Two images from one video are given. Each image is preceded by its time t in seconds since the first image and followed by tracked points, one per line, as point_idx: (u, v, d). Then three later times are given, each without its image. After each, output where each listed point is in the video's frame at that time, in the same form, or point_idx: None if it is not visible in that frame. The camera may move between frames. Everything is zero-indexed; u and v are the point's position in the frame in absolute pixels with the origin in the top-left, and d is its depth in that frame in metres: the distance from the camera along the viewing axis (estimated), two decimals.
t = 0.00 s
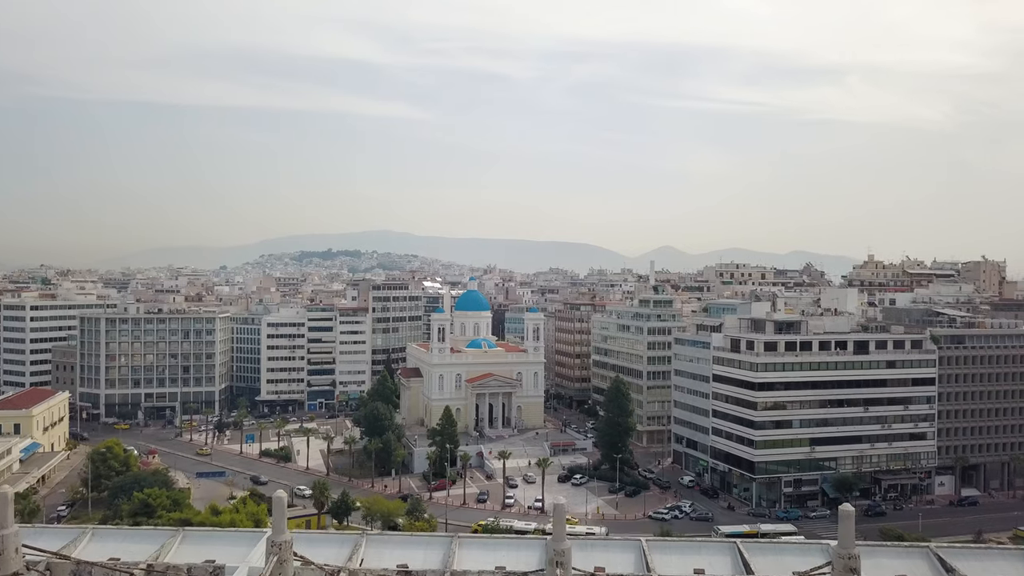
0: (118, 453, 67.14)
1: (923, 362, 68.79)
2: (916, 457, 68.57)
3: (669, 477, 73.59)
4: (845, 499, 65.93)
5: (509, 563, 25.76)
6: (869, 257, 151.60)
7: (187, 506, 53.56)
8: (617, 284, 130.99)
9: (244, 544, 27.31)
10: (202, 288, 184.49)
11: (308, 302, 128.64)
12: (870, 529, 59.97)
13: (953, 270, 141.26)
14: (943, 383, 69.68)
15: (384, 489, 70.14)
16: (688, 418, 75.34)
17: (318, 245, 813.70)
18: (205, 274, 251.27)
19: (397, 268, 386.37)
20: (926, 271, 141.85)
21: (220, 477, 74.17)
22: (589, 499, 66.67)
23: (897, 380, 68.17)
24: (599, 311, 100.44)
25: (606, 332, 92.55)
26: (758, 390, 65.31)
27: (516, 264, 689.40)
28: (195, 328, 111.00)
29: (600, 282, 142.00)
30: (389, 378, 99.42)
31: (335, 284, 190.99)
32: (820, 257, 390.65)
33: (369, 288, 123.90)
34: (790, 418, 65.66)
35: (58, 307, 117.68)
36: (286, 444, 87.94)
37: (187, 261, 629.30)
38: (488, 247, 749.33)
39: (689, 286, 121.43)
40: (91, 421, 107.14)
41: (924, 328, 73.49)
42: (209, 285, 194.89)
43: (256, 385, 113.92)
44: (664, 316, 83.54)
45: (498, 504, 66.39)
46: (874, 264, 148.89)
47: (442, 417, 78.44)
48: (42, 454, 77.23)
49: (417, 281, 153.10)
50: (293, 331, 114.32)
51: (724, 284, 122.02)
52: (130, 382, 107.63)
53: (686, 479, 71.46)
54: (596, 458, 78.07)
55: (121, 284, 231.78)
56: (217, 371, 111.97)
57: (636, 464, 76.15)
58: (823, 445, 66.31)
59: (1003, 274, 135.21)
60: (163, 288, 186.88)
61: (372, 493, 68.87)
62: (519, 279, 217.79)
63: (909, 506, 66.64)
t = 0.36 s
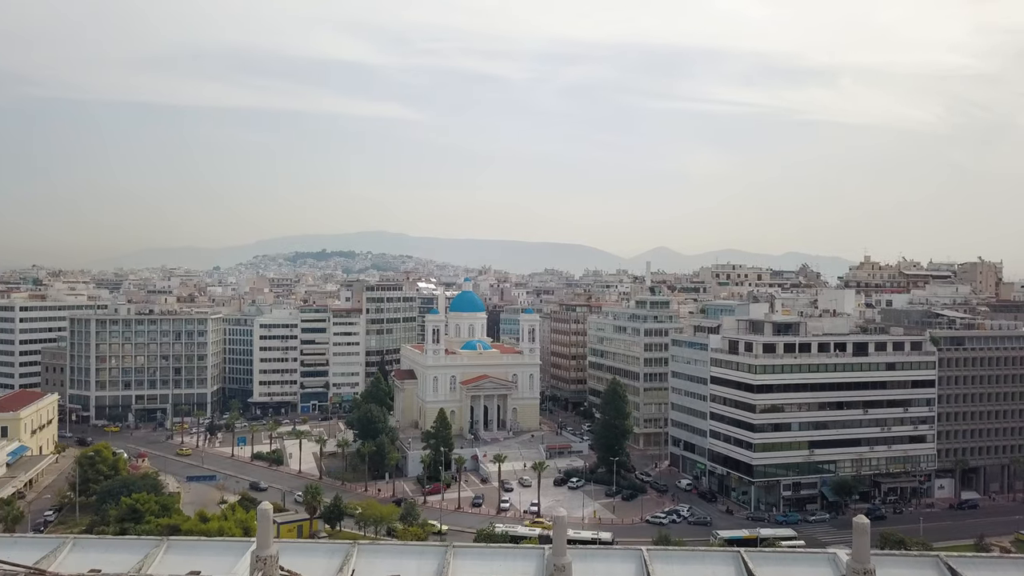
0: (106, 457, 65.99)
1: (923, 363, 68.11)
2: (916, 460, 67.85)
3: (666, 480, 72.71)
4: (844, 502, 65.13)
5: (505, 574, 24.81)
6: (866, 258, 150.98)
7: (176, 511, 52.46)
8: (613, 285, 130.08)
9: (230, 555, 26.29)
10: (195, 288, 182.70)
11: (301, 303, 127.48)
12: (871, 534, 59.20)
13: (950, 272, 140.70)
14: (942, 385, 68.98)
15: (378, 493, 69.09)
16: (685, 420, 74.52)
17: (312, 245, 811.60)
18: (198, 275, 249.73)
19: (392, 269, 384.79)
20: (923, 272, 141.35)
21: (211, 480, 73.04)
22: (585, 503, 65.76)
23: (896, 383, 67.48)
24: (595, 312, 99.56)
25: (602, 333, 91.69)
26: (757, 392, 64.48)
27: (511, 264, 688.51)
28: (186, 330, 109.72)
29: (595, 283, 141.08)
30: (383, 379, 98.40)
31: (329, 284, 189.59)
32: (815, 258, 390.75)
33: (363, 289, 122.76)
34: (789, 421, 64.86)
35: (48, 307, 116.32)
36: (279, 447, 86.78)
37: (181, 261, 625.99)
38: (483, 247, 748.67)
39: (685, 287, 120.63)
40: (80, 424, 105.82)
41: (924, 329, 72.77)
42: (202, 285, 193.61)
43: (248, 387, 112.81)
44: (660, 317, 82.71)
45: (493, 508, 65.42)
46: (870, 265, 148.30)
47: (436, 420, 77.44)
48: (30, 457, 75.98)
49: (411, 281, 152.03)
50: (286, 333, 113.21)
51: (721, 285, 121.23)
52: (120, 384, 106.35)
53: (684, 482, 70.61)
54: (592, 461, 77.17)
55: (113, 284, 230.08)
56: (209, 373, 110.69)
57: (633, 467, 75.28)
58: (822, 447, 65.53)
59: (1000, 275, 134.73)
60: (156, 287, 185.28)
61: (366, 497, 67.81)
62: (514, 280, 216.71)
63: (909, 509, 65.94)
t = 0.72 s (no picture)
0: (96, 461, 64.95)
1: (923, 365, 67.47)
2: (917, 462, 67.13)
3: (664, 483, 71.89)
4: (845, 506, 64.36)
5: None
6: (863, 258, 150.44)
7: (166, 516, 51.44)
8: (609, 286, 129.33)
9: (218, 566, 25.07)
10: (190, 288, 183.05)
11: (295, 304, 126.53)
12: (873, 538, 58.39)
13: (947, 272, 140.26)
14: (943, 387, 68.31)
15: (372, 496, 68.13)
16: (683, 422, 73.72)
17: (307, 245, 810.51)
18: (193, 275, 248.42)
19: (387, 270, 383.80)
20: (919, 273, 140.86)
21: (203, 484, 72.02)
22: (583, 506, 64.92)
23: (896, 385, 66.80)
24: (592, 313, 98.75)
25: (599, 334, 90.92)
26: (756, 394, 63.70)
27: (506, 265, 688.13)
28: (179, 331, 108.61)
29: (592, 284, 140.30)
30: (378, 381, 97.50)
31: (323, 285, 189.54)
32: (811, 259, 390.17)
33: (357, 289, 121.80)
34: (789, 423, 64.10)
35: (39, 308, 115.12)
36: (272, 450, 85.76)
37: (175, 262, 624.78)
38: (478, 248, 747.80)
39: (682, 288, 119.96)
40: (71, 426, 104.67)
41: (924, 330, 72.08)
42: (197, 286, 192.59)
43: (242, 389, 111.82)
44: (658, 318, 81.94)
45: (489, 511, 64.51)
46: (867, 265, 147.76)
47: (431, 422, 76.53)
48: (19, 460, 74.86)
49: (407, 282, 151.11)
50: (280, 334, 112.21)
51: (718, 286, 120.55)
52: (112, 386, 105.22)
53: (682, 485, 69.77)
54: (590, 463, 76.32)
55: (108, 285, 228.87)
56: (202, 375, 109.61)
57: (630, 470, 74.45)
58: (822, 450, 64.78)
59: (998, 276, 134.19)
60: (150, 288, 185.13)
61: (360, 501, 66.84)
62: (510, 281, 215.92)
63: (910, 513, 65.20)
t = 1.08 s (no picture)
0: (87, 464, 63.91)
1: (925, 367, 66.77)
2: (919, 465, 66.40)
3: (663, 486, 71.05)
4: (846, 509, 63.60)
5: None
6: (861, 259, 149.84)
7: (157, 521, 50.46)
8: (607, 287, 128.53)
9: None
10: (185, 288, 182.27)
11: (291, 305, 125.60)
12: (876, 542, 57.65)
13: (946, 273, 139.71)
14: (945, 389, 67.57)
15: (368, 500, 67.20)
16: (683, 424, 72.89)
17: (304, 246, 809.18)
18: (188, 275, 247.23)
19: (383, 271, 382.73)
20: (918, 273, 140.31)
21: (196, 487, 71.04)
22: (582, 510, 64.09)
23: (898, 387, 66.09)
24: (590, 314, 97.87)
25: (598, 335, 90.10)
26: (757, 396, 62.90)
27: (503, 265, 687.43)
28: (174, 331, 107.57)
29: (590, 284, 139.47)
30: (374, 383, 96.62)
31: (320, 285, 188.60)
32: (808, 261, 389.56)
33: (354, 290, 120.82)
34: (790, 426, 63.31)
35: (32, 308, 114.02)
36: (267, 452, 84.81)
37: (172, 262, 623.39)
38: (475, 248, 747.00)
39: (680, 288, 119.24)
40: (64, 428, 103.58)
41: (926, 331, 71.33)
42: (192, 287, 191.53)
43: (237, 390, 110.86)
44: (657, 319, 81.10)
45: (487, 515, 63.61)
46: (866, 266, 147.15)
47: (428, 424, 75.58)
48: (10, 463, 73.83)
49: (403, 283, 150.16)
50: (275, 334, 111.23)
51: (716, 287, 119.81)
52: (105, 387, 104.17)
53: (682, 488, 68.92)
54: (588, 466, 75.49)
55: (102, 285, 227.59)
56: (196, 376, 108.57)
57: (629, 473, 73.60)
58: (823, 453, 64.01)
59: (997, 276, 133.64)
60: (146, 288, 184.72)
61: (356, 505, 65.88)
62: (507, 281, 214.93)
63: (912, 516, 64.45)
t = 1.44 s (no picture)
0: (79, 467, 62.91)
1: (929, 368, 65.96)
2: (923, 468, 65.54)
3: (664, 489, 70.13)
4: (850, 513, 62.71)
5: None
6: (861, 259, 149.12)
7: (148, 527, 49.53)
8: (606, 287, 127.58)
9: None
10: (181, 288, 181.07)
11: (288, 305, 124.65)
12: (880, 547, 56.76)
13: (946, 273, 138.89)
14: (950, 391, 66.65)
15: (364, 503, 66.23)
16: (684, 427, 71.95)
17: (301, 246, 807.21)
18: (185, 275, 246.17)
19: (381, 271, 381.56)
20: (919, 274, 139.58)
21: (190, 490, 69.99)
22: (581, 514, 63.18)
23: (902, 389, 65.24)
24: (590, 314, 96.94)
25: (597, 336, 89.21)
26: (759, 398, 62.02)
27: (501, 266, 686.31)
28: (169, 332, 106.49)
29: (589, 285, 138.54)
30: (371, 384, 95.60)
31: (317, 285, 187.52)
32: (807, 262, 389.06)
33: (350, 290, 119.79)
34: (793, 428, 62.45)
35: (25, 309, 112.93)
36: (262, 455, 83.77)
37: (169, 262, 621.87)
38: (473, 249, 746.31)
39: (680, 289, 118.34)
40: (58, 430, 102.47)
41: (930, 333, 70.43)
42: (188, 287, 190.49)
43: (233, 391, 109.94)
44: (657, 320, 80.21)
45: (485, 519, 62.64)
46: (866, 266, 146.39)
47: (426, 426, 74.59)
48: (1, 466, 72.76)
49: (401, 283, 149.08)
50: (272, 335, 110.27)
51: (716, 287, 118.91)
52: (99, 389, 103.07)
53: (683, 492, 67.97)
54: (587, 469, 74.60)
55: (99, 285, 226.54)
56: (191, 377, 107.49)
57: (629, 476, 72.64)
58: (826, 456, 63.17)
59: (998, 277, 132.98)
60: (142, 288, 183.66)
61: (352, 508, 64.90)
62: (506, 282, 214.26)
63: (917, 520, 63.50)
